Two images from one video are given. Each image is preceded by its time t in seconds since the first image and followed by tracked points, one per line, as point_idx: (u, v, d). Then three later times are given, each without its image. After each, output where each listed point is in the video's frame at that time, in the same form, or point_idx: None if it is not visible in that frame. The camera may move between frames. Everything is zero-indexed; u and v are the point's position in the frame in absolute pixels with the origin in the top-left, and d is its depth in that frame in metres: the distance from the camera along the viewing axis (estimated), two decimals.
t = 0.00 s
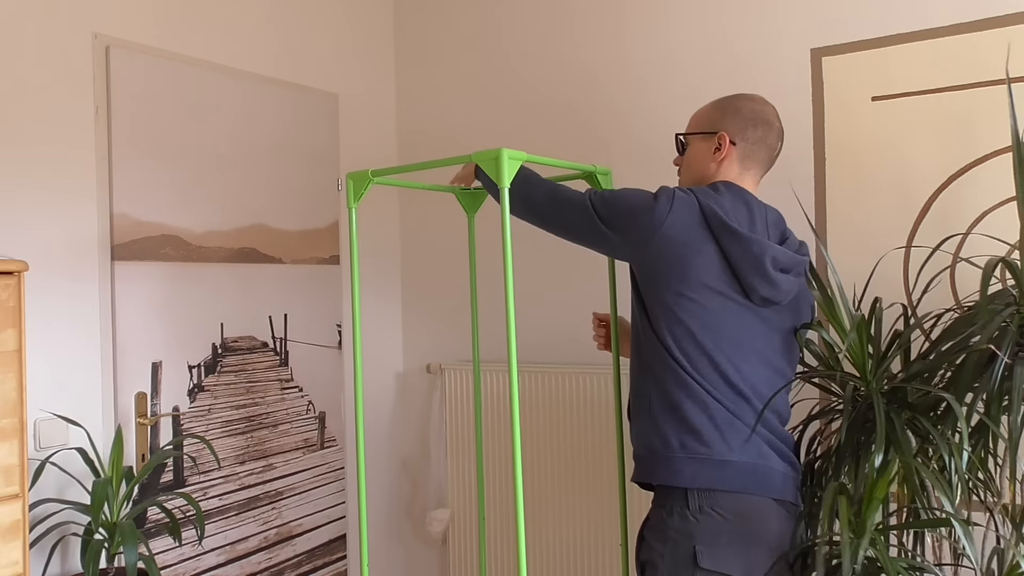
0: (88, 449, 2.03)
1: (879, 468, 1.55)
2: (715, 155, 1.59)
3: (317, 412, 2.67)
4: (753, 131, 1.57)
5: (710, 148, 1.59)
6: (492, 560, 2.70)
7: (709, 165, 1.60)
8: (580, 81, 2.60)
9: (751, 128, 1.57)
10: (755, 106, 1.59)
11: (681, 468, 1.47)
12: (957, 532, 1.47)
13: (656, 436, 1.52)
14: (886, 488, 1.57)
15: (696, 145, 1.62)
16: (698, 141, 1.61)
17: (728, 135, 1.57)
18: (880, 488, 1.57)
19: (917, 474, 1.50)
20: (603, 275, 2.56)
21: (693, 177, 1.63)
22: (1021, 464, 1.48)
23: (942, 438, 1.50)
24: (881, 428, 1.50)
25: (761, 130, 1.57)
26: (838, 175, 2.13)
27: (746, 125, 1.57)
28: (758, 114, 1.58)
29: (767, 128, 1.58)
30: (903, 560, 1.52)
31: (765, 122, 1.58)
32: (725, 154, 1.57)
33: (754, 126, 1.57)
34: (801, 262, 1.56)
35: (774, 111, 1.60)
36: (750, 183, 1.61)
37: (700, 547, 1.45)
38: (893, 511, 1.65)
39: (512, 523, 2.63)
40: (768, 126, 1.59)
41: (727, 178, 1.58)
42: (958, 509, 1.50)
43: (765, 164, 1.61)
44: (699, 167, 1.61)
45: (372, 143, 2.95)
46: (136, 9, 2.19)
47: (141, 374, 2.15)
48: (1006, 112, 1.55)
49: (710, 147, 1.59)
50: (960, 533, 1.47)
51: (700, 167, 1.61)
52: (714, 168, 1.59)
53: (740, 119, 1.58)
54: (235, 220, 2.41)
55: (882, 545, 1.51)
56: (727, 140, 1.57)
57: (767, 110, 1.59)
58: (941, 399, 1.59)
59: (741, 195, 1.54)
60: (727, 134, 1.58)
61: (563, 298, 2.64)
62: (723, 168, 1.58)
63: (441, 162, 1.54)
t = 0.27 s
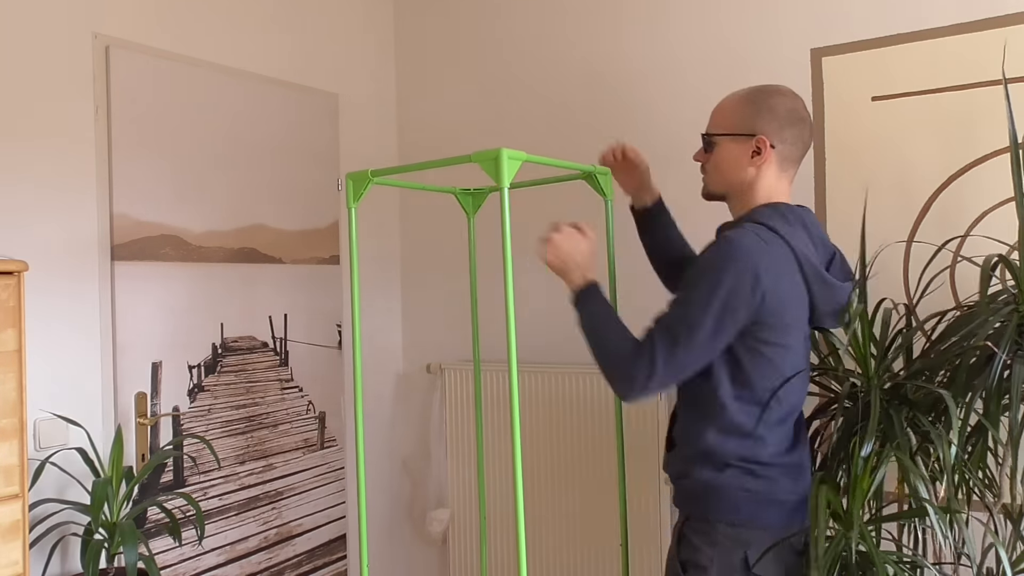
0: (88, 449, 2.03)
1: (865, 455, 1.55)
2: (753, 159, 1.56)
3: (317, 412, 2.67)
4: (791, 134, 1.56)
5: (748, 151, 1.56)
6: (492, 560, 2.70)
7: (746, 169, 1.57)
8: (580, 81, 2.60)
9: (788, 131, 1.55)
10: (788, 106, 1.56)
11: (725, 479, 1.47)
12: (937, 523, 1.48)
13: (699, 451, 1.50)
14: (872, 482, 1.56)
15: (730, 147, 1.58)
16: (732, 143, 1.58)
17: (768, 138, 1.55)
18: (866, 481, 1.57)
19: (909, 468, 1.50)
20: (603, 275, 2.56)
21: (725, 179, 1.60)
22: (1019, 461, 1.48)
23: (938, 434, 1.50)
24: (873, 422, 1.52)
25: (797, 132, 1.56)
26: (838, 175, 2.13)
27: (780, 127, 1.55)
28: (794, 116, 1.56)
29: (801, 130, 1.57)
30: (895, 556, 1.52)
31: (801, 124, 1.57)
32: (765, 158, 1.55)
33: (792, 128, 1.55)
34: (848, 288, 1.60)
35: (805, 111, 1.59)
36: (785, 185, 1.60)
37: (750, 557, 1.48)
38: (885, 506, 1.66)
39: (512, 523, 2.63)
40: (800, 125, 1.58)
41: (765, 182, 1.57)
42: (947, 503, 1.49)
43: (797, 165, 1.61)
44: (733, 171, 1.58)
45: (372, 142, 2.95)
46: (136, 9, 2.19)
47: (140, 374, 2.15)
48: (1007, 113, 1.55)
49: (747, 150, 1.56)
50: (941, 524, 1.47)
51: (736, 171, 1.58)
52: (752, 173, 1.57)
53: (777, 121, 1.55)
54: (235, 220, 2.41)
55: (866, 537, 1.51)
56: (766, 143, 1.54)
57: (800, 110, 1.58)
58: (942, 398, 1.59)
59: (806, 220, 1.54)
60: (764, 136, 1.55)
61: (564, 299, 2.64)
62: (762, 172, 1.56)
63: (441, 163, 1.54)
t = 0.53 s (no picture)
0: (88, 449, 2.03)
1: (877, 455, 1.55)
2: (771, 162, 1.53)
3: (317, 412, 2.67)
4: (807, 133, 1.52)
5: (767, 154, 1.53)
6: (492, 560, 2.70)
7: (765, 173, 1.54)
8: (580, 81, 2.60)
9: (805, 129, 1.52)
10: (802, 102, 1.52)
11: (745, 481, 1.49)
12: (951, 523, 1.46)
13: (722, 453, 1.51)
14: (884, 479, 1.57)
15: (747, 150, 1.54)
16: (749, 145, 1.54)
17: (786, 139, 1.51)
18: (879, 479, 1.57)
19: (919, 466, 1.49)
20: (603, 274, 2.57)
21: (744, 183, 1.57)
22: None
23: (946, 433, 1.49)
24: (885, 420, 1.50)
25: (815, 129, 1.53)
26: (838, 175, 2.13)
27: (797, 125, 1.51)
28: (811, 113, 1.52)
29: (818, 125, 1.53)
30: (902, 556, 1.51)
31: (818, 120, 1.53)
32: (783, 160, 1.52)
33: (809, 126, 1.52)
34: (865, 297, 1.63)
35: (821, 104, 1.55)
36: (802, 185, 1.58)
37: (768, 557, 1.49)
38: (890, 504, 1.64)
39: (512, 523, 2.63)
40: (816, 121, 1.54)
41: (787, 184, 1.55)
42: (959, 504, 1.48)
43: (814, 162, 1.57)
44: (752, 174, 1.55)
45: (372, 142, 2.95)
46: (136, 9, 2.19)
47: (140, 374, 2.15)
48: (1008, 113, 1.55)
49: (765, 153, 1.53)
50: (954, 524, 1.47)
51: (754, 174, 1.55)
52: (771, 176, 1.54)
53: (793, 120, 1.51)
54: (235, 220, 2.41)
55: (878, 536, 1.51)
56: (784, 145, 1.51)
57: (815, 105, 1.53)
58: (946, 397, 1.59)
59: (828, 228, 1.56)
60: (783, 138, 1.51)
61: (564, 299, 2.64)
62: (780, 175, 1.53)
63: (443, 163, 1.54)
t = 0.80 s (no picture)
0: (88, 449, 2.03)
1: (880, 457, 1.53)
2: (780, 159, 1.52)
3: (317, 412, 2.67)
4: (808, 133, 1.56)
5: (777, 150, 1.51)
6: (492, 560, 2.70)
7: (773, 169, 1.52)
8: (580, 80, 2.60)
9: (805, 130, 1.55)
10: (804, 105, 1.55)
11: (755, 483, 1.41)
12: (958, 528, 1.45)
13: (727, 453, 1.43)
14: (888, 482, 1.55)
15: (758, 146, 1.51)
16: (760, 142, 1.51)
17: (796, 138, 1.52)
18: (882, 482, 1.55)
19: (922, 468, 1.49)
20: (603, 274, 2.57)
21: (750, 180, 1.54)
22: None
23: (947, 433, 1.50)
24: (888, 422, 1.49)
25: (812, 130, 1.57)
26: (838, 174, 2.13)
27: (802, 126, 1.54)
28: (808, 115, 1.56)
29: (812, 126, 1.57)
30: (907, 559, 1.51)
31: (811, 122, 1.57)
32: (791, 158, 1.53)
33: (808, 127, 1.55)
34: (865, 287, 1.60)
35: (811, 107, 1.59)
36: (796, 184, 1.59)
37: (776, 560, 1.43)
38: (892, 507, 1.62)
39: (513, 522, 2.63)
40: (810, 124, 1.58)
41: (788, 183, 1.55)
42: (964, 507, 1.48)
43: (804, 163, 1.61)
44: (760, 171, 1.52)
45: (372, 142, 2.95)
46: (137, 9, 2.19)
47: (140, 374, 2.15)
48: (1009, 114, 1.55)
49: (776, 150, 1.51)
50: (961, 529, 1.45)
51: (762, 172, 1.52)
52: (778, 173, 1.53)
53: (798, 120, 1.53)
54: (235, 219, 2.41)
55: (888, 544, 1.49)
56: (795, 144, 1.52)
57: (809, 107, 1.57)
58: (945, 397, 1.59)
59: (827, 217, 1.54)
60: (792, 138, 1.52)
61: (564, 299, 2.64)
62: (785, 172, 1.54)
63: (451, 163, 1.53)
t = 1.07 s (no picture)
0: (87, 449, 2.03)
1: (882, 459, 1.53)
2: (781, 160, 1.53)
3: (317, 412, 2.67)
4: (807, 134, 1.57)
5: (779, 151, 1.52)
6: (493, 560, 2.70)
7: (775, 170, 1.53)
8: (580, 81, 2.60)
9: (804, 130, 1.56)
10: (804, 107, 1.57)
11: (762, 473, 1.39)
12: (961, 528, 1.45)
13: (731, 444, 1.42)
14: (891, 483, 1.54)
15: (761, 147, 1.51)
16: (763, 143, 1.51)
17: (797, 139, 1.53)
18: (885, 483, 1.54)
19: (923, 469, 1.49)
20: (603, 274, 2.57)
21: (751, 180, 1.54)
22: None
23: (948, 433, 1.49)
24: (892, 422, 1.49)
25: (809, 131, 1.58)
26: (838, 174, 2.13)
27: (803, 128, 1.55)
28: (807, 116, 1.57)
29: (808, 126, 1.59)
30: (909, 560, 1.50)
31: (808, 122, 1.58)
32: (791, 159, 1.54)
33: (806, 127, 1.56)
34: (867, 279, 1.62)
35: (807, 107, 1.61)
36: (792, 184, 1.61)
37: (780, 561, 1.41)
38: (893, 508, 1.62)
39: (513, 522, 2.63)
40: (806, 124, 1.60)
41: (787, 184, 1.56)
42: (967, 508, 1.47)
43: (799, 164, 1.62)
44: (761, 171, 1.53)
45: (372, 142, 2.95)
46: (136, 9, 2.19)
47: (141, 374, 2.15)
48: (1008, 114, 1.55)
49: (778, 151, 1.52)
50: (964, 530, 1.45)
51: (763, 173, 1.53)
52: (779, 174, 1.54)
53: (798, 121, 1.54)
54: (235, 219, 2.41)
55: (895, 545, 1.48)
56: (796, 146, 1.53)
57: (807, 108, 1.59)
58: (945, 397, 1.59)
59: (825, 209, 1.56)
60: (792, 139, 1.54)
61: (564, 299, 2.64)
62: (785, 173, 1.55)
63: (450, 164, 1.53)
